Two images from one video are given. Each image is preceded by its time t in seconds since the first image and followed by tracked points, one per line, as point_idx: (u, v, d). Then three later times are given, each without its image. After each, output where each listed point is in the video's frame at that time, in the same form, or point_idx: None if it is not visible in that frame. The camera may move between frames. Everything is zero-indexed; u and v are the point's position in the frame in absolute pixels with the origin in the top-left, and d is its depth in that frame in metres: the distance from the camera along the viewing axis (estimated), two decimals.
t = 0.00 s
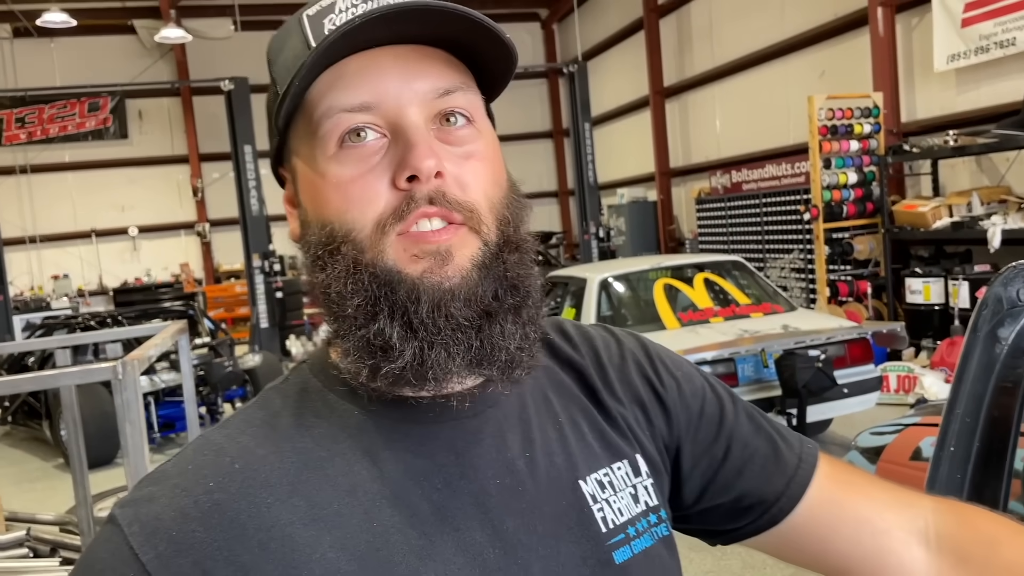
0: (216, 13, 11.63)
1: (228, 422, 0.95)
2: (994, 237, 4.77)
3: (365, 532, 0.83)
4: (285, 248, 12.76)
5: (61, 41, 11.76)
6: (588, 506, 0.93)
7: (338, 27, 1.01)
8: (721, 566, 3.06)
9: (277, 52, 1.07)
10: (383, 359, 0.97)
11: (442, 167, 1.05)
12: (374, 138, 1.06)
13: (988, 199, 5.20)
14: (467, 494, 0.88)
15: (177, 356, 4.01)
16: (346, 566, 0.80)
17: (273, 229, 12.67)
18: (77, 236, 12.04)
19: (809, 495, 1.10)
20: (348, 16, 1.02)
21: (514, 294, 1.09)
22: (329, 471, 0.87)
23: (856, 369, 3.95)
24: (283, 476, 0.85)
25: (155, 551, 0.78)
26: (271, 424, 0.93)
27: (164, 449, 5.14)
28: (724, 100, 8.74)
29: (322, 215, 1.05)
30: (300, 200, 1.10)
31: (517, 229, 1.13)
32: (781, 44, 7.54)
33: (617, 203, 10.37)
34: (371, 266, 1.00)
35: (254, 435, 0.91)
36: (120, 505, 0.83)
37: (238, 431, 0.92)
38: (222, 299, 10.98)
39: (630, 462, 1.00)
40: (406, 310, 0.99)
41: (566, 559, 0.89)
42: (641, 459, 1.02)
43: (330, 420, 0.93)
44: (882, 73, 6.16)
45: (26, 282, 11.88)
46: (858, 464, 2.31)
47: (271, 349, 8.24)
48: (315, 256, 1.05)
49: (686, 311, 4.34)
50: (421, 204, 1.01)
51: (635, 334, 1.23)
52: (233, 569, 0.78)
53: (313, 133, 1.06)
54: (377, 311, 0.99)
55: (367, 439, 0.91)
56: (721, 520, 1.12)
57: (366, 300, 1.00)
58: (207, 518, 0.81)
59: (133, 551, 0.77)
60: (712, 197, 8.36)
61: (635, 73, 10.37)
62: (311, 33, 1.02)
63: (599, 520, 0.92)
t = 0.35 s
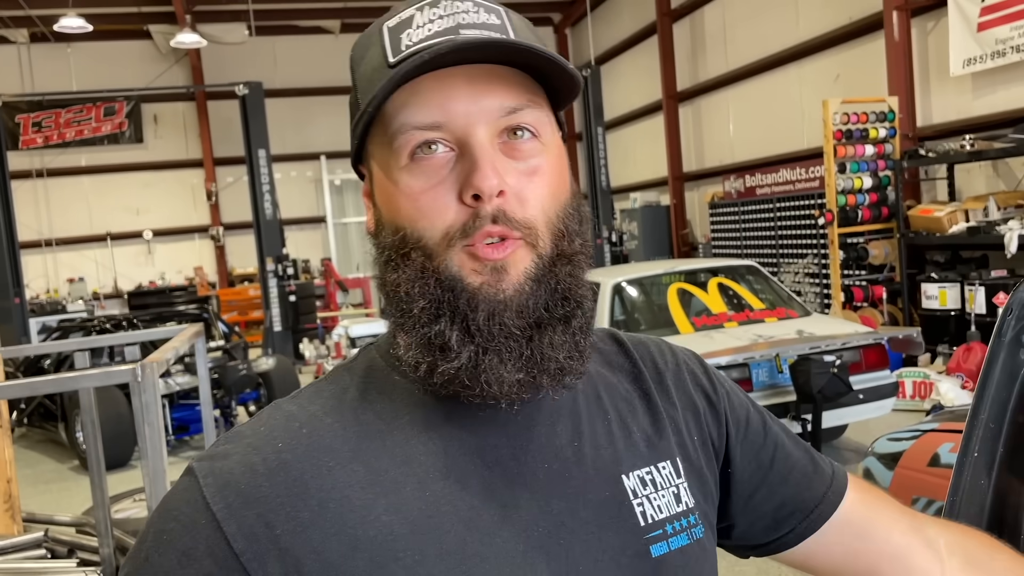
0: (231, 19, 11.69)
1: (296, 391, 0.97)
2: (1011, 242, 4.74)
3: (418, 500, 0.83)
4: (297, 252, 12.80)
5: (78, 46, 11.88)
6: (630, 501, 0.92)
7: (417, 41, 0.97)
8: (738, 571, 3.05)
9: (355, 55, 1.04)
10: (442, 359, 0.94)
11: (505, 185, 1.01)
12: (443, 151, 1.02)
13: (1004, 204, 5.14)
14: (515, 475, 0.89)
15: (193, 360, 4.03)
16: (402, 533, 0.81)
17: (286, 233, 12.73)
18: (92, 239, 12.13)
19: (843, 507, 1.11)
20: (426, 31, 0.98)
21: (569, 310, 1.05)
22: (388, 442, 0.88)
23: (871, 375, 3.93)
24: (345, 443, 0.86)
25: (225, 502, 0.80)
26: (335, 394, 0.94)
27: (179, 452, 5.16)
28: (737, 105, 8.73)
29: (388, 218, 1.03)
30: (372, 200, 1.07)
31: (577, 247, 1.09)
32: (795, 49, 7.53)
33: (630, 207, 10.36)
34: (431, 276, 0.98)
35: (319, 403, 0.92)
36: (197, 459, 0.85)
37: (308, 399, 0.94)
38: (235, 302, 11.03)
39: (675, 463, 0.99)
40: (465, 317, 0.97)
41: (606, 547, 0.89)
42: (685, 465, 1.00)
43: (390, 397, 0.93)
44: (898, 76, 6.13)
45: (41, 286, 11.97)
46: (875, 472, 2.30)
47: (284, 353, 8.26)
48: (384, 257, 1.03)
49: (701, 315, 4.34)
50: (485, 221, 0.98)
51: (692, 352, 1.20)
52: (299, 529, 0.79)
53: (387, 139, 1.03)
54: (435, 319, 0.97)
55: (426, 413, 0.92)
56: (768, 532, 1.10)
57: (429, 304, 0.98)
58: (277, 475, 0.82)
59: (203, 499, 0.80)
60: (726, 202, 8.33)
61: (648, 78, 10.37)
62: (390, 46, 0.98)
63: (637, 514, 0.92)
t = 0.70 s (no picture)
0: (237, 21, 11.72)
1: (321, 379, 0.95)
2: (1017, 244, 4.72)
3: (450, 489, 0.83)
4: (303, 254, 12.85)
5: (84, 48, 11.95)
6: (646, 496, 0.95)
7: (470, 40, 0.91)
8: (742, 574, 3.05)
9: (400, 40, 0.97)
10: (486, 358, 0.92)
11: (553, 185, 0.97)
12: (490, 148, 0.97)
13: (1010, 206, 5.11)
14: (544, 469, 0.89)
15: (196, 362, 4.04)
16: (435, 522, 0.80)
17: (291, 235, 12.77)
18: (99, 241, 12.19)
19: None
20: (478, 29, 0.92)
21: (602, 306, 1.04)
22: (419, 431, 0.87)
23: (875, 377, 3.92)
24: (376, 432, 0.85)
25: (259, 488, 0.78)
26: (363, 383, 0.92)
27: (182, 453, 5.18)
28: (742, 106, 8.73)
29: (428, 209, 0.99)
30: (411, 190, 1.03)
31: (611, 248, 1.06)
32: (800, 50, 7.51)
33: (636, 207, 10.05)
34: (473, 274, 0.95)
35: (348, 392, 0.91)
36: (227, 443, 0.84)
37: (337, 387, 0.92)
38: (241, 304, 11.07)
39: (680, 468, 1.03)
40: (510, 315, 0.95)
41: (628, 541, 0.90)
42: (683, 467, 1.04)
43: (418, 388, 0.92)
44: (903, 80, 6.14)
45: (48, 287, 12.02)
46: (878, 475, 2.29)
47: (289, 354, 8.28)
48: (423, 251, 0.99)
49: (704, 317, 4.35)
50: (530, 220, 0.95)
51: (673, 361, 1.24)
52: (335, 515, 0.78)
53: (430, 131, 0.97)
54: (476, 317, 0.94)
55: (454, 404, 0.91)
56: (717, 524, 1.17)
57: (473, 301, 0.95)
58: (311, 461, 0.81)
59: (236, 484, 0.78)
60: (731, 204, 8.30)
61: (652, 80, 10.37)
62: (441, 43, 0.91)
63: (655, 511, 0.94)
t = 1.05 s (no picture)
0: (241, 23, 11.74)
1: (335, 381, 0.91)
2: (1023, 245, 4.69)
3: (478, 490, 0.82)
4: (307, 255, 12.87)
5: (89, 50, 11.99)
6: (650, 494, 0.98)
7: (487, 49, 0.89)
8: None
9: (412, 50, 0.94)
10: (508, 367, 0.91)
11: (572, 194, 0.95)
12: (508, 159, 0.95)
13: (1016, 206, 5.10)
14: (563, 470, 0.90)
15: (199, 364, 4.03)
16: (465, 523, 0.79)
17: (296, 236, 12.78)
18: (104, 243, 12.22)
19: None
20: (495, 37, 0.90)
21: (622, 312, 1.02)
22: (441, 433, 0.85)
23: (882, 378, 3.89)
24: (400, 433, 0.83)
25: (289, 493, 0.75)
26: (380, 384, 0.90)
27: (186, 455, 5.18)
28: (746, 107, 8.71)
29: (445, 218, 0.96)
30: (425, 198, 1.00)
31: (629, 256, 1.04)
32: (805, 50, 7.49)
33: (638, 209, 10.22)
34: (495, 284, 0.92)
35: (367, 393, 0.88)
36: (248, 446, 0.80)
37: (355, 389, 0.89)
38: (245, 306, 11.08)
39: (667, 469, 1.06)
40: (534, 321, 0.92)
41: (642, 539, 0.92)
42: (669, 469, 1.08)
43: (435, 387, 0.91)
44: (909, 79, 6.11)
45: (53, 288, 12.06)
46: (884, 477, 2.27)
47: (293, 355, 8.28)
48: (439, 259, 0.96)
49: (709, 319, 4.33)
50: (551, 230, 0.93)
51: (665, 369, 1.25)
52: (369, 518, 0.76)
53: (447, 138, 0.94)
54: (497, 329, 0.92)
55: (472, 404, 0.90)
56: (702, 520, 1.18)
57: (496, 310, 0.92)
58: (344, 466, 0.78)
59: (263, 488, 0.75)
60: (736, 204, 8.27)
61: (656, 81, 10.36)
62: (457, 53, 0.89)
63: (660, 511, 0.97)
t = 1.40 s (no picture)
0: (245, 24, 11.75)
1: (331, 396, 0.89)
2: None
3: (485, 498, 0.81)
4: (311, 256, 12.87)
5: (93, 52, 12.01)
6: (641, 482, 0.99)
7: (512, 39, 0.88)
8: None
9: (424, 35, 0.88)
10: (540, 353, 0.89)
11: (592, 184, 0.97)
12: (533, 148, 0.92)
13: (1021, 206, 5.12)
14: (562, 466, 0.90)
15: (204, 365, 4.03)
16: (475, 529, 0.79)
17: (299, 237, 12.79)
18: (107, 244, 12.24)
19: None
20: (520, 28, 0.90)
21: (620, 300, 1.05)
22: (442, 440, 0.83)
23: (887, 379, 3.89)
24: (406, 446, 0.81)
25: (305, 516, 0.74)
26: (376, 396, 0.87)
27: (190, 455, 5.18)
28: (750, 107, 8.71)
29: (464, 209, 0.91)
30: (427, 187, 0.94)
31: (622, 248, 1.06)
32: (809, 50, 7.48)
33: (641, 210, 10.24)
34: (530, 273, 0.90)
35: (365, 407, 0.85)
36: (254, 476, 0.78)
37: (353, 404, 0.86)
38: (249, 307, 11.08)
39: (650, 457, 1.07)
40: (565, 309, 0.91)
41: (640, 527, 0.93)
42: (651, 457, 1.09)
43: (432, 391, 0.88)
44: (913, 80, 6.10)
45: (57, 290, 12.07)
46: (890, 477, 2.27)
47: (296, 356, 8.28)
48: (454, 250, 0.91)
49: (713, 319, 4.32)
50: (576, 217, 0.93)
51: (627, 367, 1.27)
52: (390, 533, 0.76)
53: (468, 126, 0.90)
54: (532, 318, 0.90)
55: (467, 407, 0.88)
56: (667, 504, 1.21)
57: (527, 299, 0.90)
58: (356, 489, 0.77)
59: (277, 514, 0.74)
60: (740, 204, 8.26)
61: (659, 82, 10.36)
62: (486, 40, 0.87)
63: (650, 498, 0.98)
